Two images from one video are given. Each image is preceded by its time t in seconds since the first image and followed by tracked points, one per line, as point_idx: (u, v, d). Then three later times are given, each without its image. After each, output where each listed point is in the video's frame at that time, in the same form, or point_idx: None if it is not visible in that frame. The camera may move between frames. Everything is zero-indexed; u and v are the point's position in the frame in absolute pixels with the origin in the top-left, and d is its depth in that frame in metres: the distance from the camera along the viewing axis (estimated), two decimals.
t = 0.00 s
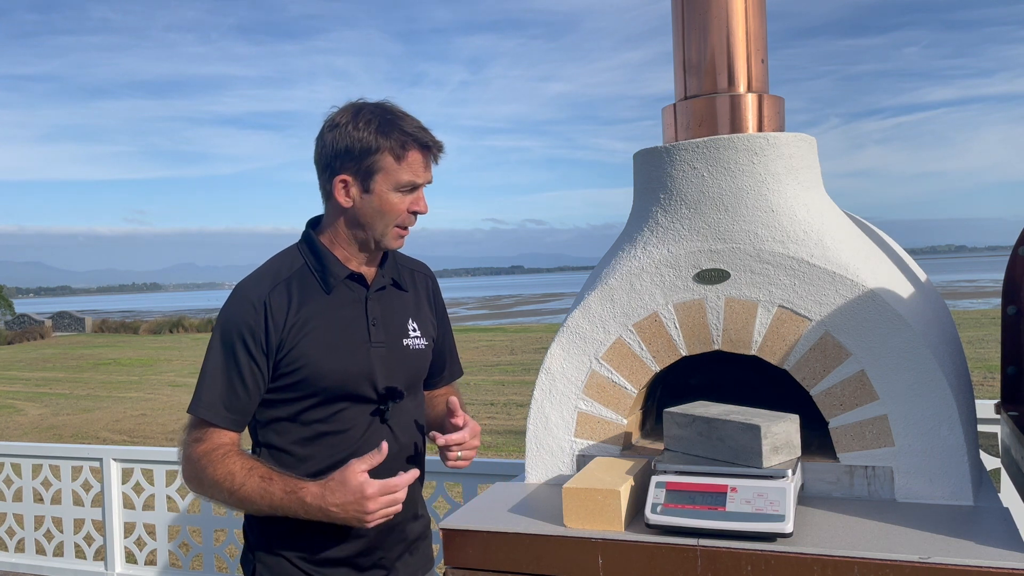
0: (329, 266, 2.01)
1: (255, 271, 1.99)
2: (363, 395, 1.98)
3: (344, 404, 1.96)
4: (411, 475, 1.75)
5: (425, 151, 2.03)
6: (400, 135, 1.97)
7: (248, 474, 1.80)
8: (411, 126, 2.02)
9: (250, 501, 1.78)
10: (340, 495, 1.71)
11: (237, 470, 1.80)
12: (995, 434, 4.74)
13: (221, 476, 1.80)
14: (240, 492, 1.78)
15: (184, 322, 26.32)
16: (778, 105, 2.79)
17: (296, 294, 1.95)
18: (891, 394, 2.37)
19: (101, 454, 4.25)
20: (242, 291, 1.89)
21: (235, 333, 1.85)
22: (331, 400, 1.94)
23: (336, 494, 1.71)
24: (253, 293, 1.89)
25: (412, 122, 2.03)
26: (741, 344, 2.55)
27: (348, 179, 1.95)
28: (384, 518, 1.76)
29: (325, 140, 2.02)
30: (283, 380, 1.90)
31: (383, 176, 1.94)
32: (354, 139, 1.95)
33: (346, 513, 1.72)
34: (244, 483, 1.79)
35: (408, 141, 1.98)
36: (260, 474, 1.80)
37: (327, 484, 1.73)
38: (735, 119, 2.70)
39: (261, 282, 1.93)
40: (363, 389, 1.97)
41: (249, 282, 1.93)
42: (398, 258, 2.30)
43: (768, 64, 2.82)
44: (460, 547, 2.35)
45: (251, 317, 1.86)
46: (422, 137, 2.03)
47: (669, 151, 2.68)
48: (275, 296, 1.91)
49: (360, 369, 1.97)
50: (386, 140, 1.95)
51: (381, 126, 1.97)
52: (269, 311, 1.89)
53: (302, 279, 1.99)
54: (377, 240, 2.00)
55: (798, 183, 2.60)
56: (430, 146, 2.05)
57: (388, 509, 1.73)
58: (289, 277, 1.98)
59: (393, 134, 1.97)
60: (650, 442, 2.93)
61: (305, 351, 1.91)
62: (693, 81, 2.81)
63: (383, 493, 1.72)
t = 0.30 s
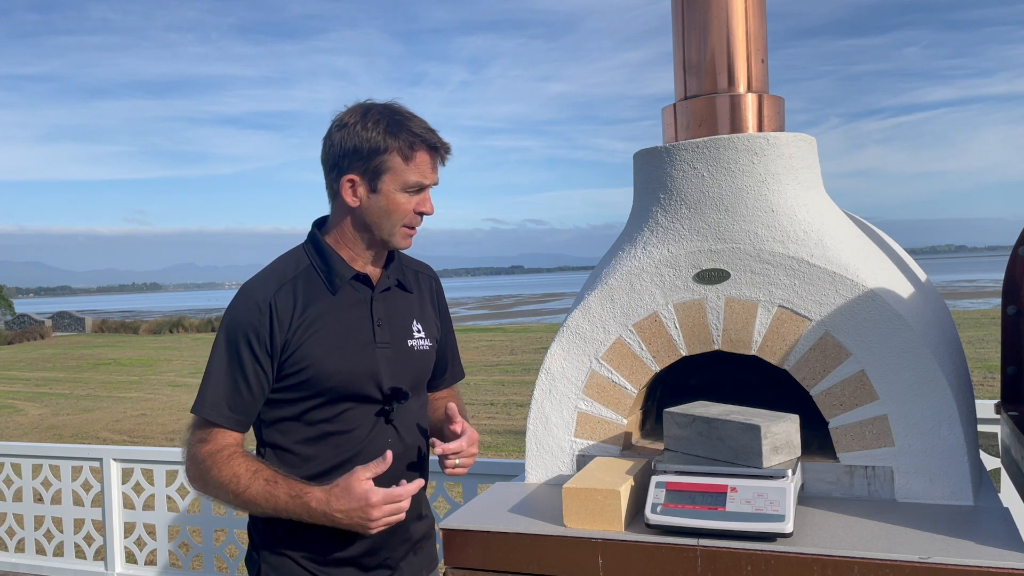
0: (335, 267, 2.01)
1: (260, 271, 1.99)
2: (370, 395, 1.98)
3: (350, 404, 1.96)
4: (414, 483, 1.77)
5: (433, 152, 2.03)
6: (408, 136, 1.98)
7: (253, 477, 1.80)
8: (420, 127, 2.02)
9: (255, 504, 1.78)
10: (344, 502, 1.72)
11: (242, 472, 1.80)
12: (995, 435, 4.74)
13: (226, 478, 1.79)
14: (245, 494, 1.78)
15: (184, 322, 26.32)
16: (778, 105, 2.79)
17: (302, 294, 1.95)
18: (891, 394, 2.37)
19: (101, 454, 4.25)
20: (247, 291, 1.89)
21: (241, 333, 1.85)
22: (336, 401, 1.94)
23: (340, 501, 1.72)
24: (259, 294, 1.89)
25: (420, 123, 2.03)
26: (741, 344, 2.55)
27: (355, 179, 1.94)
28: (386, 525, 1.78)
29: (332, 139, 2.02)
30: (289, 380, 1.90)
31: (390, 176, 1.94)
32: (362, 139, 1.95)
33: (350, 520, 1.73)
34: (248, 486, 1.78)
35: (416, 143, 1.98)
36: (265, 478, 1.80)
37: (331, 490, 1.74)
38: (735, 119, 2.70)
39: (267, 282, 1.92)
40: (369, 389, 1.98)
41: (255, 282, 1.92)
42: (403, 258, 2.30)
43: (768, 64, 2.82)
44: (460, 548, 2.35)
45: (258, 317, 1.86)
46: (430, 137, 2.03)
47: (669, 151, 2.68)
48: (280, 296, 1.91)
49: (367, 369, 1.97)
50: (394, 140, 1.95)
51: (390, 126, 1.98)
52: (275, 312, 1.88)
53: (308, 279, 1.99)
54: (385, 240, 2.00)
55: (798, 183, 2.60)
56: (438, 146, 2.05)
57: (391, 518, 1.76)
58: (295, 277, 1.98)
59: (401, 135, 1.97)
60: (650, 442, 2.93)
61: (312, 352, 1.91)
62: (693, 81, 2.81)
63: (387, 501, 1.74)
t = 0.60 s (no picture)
0: (345, 266, 2.01)
1: (272, 269, 1.98)
2: (378, 396, 1.99)
3: (358, 404, 1.96)
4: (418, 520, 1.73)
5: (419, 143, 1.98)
6: (394, 124, 1.97)
7: (261, 490, 1.76)
8: (416, 119, 2.01)
9: (261, 518, 1.76)
10: (346, 534, 1.69)
11: (251, 483, 1.77)
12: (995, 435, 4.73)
13: (235, 488, 1.76)
14: (252, 507, 1.75)
15: (184, 322, 26.32)
16: (779, 105, 2.79)
17: (313, 294, 1.95)
18: (891, 394, 2.37)
19: (101, 454, 4.25)
20: (260, 289, 1.88)
21: (252, 330, 1.83)
22: (346, 400, 1.94)
23: (343, 532, 1.69)
24: (270, 293, 1.88)
25: (415, 116, 2.02)
26: (741, 344, 2.55)
27: (343, 163, 2.00)
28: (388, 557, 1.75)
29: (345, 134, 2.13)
30: (299, 378, 1.89)
31: (369, 161, 1.95)
32: (353, 127, 2.01)
33: (352, 550, 1.71)
34: (256, 499, 1.76)
35: (398, 130, 1.96)
36: (273, 492, 1.77)
37: (336, 517, 1.71)
38: (735, 119, 2.70)
39: (278, 280, 1.91)
40: (378, 390, 1.98)
41: (267, 280, 1.91)
42: (409, 261, 2.31)
43: (768, 64, 2.82)
44: (460, 547, 2.35)
45: (270, 315, 1.85)
46: (419, 128, 1.99)
47: (669, 151, 2.68)
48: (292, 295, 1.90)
49: (376, 370, 1.98)
50: (377, 126, 1.96)
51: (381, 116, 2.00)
52: (287, 310, 1.87)
53: (318, 278, 1.98)
54: (363, 228, 1.97)
55: (798, 183, 2.60)
56: (429, 139, 2.00)
57: (392, 552, 1.73)
58: (306, 275, 1.97)
59: (388, 123, 1.97)
60: (650, 442, 2.93)
61: (323, 351, 1.90)
62: (693, 81, 2.81)
63: (389, 537, 1.69)
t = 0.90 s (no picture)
0: (356, 265, 2.00)
1: (283, 265, 1.94)
2: (388, 395, 1.99)
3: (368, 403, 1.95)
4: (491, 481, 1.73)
5: (422, 145, 1.97)
6: (400, 125, 1.98)
7: (324, 474, 1.71)
8: (421, 123, 2.01)
9: (329, 500, 1.70)
10: (421, 498, 1.68)
11: (312, 467, 1.71)
12: (995, 435, 4.73)
13: (296, 474, 1.69)
14: (317, 492, 1.69)
15: (184, 322, 26.33)
16: (778, 105, 2.79)
17: (327, 293, 1.92)
18: (891, 394, 2.37)
19: (101, 454, 4.25)
20: (276, 284, 1.84)
21: (279, 323, 1.79)
22: (357, 397, 1.93)
23: (419, 497, 1.68)
24: (285, 289, 1.85)
25: (424, 118, 2.02)
26: (741, 344, 2.55)
27: (352, 163, 2.04)
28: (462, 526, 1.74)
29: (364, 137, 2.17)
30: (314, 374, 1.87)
31: (371, 160, 1.97)
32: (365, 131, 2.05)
33: (430, 516, 1.69)
34: (322, 482, 1.70)
35: (402, 130, 1.97)
36: (338, 473, 1.72)
37: (409, 484, 1.70)
38: (735, 119, 2.70)
39: (292, 276, 1.88)
40: (388, 390, 1.99)
41: (281, 275, 1.88)
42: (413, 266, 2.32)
43: (768, 64, 2.82)
44: (460, 548, 2.35)
45: (290, 310, 1.81)
46: (424, 130, 1.99)
47: (669, 151, 2.68)
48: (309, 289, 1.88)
49: (386, 370, 1.98)
50: (384, 127, 1.98)
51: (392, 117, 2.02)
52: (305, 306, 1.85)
53: (330, 275, 1.96)
54: (364, 228, 1.98)
55: (798, 183, 2.60)
56: (430, 141, 1.98)
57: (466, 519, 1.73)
58: (318, 272, 1.94)
59: (391, 125, 1.99)
60: (650, 442, 2.93)
61: (337, 349, 1.89)
62: (693, 81, 2.81)
63: (465, 499, 1.69)
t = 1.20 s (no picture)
0: (365, 266, 1.98)
1: (291, 263, 1.89)
2: (394, 394, 1.99)
3: (378, 401, 1.95)
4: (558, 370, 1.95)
5: (427, 151, 1.95)
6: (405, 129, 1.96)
7: (409, 422, 1.76)
8: (426, 127, 1.99)
9: (425, 443, 1.75)
10: (511, 402, 1.84)
11: (395, 423, 1.74)
12: (995, 435, 4.73)
13: (384, 431, 1.72)
14: (411, 438, 1.74)
15: (184, 322, 26.34)
16: (779, 105, 2.79)
17: (342, 293, 1.88)
18: (891, 394, 2.37)
19: (101, 454, 4.25)
20: (297, 279, 1.81)
21: (307, 319, 1.76)
22: (371, 394, 1.93)
23: (509, 403, 1.84)
24: (303, 288, 1.80)
25: (429, 123, 2.00)
26: (740, 344, 2.55)
27: (357, 164, 2.02)
28: (547, 423, 1.91)
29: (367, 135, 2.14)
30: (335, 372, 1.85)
31: (376, 164, 1.95)
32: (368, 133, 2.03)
33: (523, 418, 1.85)
34: (411, 429, 1.75)
35: (407, 135, 1.95)
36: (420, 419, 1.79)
37: (492, 399, 1.85)
38: (735, 119, 2.70)
39: (307, 275, 1.84)
40: (395, 387, 1.99)
41: (296, 274, 1.83)
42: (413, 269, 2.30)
43: (769, 64, 2.82)
44: (460, 548, 2.35)
45: (314, 307, 1.78)
46: (429, 135, 1.97)
47: (669, 151, 2.68)
48: (328, 282, 1.86)
49: (392, 370, 1.97)
50: (390, 131, 1.96)
51: (396, 121, 1.99)
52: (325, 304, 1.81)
53: (342, 275, 1.92)
54: (369, 231, 1.99)
55: (798, 183, 2.60)
56: (434, 146, 1.97)
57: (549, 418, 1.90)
58: (331, 271, 1.90)
59: (395, 128, 1.97)
60: (650, 442, 2.94)
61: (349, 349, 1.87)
62: (693, 81, 2.81)
63: (546, 389, 1.89)
